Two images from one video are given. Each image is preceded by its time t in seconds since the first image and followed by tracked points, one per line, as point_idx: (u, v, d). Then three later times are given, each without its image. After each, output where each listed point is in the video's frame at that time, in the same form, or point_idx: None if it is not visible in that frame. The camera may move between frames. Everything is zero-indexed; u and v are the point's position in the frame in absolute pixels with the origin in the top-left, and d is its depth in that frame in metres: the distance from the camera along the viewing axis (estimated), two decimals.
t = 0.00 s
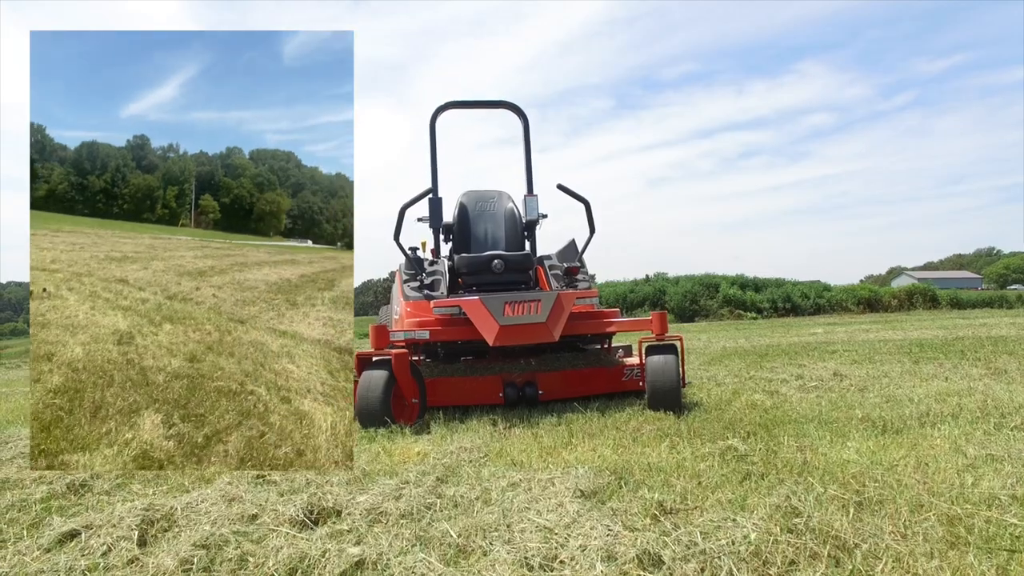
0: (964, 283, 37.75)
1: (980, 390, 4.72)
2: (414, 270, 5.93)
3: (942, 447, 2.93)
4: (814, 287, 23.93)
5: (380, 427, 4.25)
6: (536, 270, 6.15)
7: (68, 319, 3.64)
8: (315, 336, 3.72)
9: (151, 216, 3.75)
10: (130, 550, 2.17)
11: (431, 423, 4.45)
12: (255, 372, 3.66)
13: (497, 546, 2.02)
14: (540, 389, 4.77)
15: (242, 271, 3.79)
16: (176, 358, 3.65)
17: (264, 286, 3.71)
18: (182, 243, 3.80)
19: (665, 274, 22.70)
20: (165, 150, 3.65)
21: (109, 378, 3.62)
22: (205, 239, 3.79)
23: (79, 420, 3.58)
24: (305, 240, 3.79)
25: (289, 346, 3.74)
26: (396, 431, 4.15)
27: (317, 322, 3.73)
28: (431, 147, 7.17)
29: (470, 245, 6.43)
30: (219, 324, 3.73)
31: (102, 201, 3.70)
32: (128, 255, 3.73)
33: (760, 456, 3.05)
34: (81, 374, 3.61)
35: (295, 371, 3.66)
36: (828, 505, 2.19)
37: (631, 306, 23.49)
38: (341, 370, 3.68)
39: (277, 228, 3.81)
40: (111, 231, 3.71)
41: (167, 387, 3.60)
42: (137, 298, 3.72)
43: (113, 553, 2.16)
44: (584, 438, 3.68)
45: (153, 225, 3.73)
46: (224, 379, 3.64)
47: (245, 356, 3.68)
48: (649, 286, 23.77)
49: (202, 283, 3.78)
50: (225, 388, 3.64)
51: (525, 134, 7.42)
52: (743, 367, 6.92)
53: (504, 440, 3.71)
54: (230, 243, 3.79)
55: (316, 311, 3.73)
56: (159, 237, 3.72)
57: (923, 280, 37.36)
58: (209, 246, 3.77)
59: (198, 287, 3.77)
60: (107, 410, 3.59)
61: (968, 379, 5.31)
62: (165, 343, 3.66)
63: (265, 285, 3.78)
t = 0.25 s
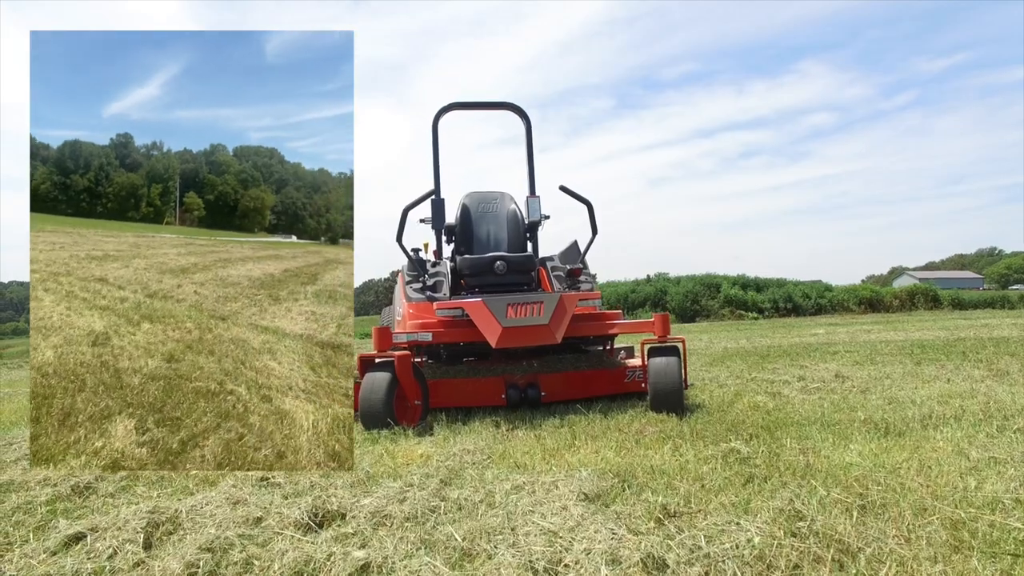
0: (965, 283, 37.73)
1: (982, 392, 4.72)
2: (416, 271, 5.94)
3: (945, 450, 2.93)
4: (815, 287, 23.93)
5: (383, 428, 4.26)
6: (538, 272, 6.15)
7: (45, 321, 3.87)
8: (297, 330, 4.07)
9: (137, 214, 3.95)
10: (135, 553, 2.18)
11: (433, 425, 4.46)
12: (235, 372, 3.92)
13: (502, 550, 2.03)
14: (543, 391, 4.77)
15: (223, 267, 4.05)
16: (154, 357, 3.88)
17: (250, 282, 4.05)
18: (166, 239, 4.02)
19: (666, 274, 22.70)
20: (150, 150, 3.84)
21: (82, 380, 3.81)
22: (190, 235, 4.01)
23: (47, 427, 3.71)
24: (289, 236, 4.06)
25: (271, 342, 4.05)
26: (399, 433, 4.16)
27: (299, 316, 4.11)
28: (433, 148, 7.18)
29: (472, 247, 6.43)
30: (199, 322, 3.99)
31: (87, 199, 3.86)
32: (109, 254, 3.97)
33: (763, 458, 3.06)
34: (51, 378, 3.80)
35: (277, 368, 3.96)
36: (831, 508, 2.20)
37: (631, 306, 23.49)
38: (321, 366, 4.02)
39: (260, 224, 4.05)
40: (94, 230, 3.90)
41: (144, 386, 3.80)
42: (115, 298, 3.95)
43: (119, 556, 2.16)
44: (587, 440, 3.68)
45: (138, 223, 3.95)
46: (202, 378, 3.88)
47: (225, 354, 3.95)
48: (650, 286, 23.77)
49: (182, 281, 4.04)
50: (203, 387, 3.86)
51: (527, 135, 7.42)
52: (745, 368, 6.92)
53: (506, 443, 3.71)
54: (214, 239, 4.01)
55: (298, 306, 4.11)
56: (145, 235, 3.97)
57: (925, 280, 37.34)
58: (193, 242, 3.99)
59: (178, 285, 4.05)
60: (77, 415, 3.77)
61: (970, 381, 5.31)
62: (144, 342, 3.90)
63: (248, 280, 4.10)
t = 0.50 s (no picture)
0: (963, 283, 37.76)
1: (981, 393, 4.71)
2: (415, 272, 5.94)
3: (944, 452, 2.92)
4: (814, 287, 23.93)
5: (381, 430, 4.26)
6: (537, 272, 6.15)
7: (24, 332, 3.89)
8: (276, 333, 4.09)
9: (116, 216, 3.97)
10: (132, 557, 2.17)
11: (432, 426, 4.46)
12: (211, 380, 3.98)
13: (500, 554, 2.02)
14: (541, 392, 4.77)
15: (202, 269, 4.08)
16: (126, 368, 3.90)
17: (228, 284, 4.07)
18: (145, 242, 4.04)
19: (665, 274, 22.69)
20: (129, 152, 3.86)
21: (47, 396, 3.80)
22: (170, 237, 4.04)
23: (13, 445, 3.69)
24: (269, 235, 4.10)
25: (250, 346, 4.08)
26: (398, 435, 4.16)
27: (279, 318, 4.12)
28: (432, 147, 7.17)
29: (471, 247, 6.43)
30: (176, 327, 4.02)
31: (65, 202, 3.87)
32: (85, 258, 3.94)
33: (762, 460, 3.05)
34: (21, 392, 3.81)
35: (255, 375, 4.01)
36: (831, 511, 2.19)
37: (630, 306, 23.48)
38: (301, 370, 4.06)
39: (240, 223, 4.10)
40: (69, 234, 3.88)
41: (113, 401, 3.82)
42: (87, 305, 3.94)
43: (115, 561, 2.16)
44: (586, 442, 3.68)
45: (116, 226, 3.95)
46: (176, 390, 3.91)
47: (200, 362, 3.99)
48: (649, 286, 23.77)
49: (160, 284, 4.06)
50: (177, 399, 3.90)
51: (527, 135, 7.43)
52: (744, 368, 6.91)
53: (508, 445, 3.70)
54: (194, 240, 4.05)
55: (277, 307, 4.11)
56: (123, 237, 3.97)
57: (923, 280, 37.36)
58: (173, 244, 4.03)
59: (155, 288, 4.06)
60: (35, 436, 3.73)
61: (969, 381, 5.30)
62: (116, 353, 3.91)
63: (226, 282, 4.11)
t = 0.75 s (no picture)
0: (961, 283, 37.77)
1: (981, 397, 4.69)
2: (411, 274, 5.91)
3: (945, 459, 2.90)
4: (812, 287, 23.91)
5: (377, 434, 4.23)
6: (535, 274, 6.11)
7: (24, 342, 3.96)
8: (260, 341, 4.05)
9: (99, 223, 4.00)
10: (121, 568, 2.14)
11: (428, 430, 4.43)
12: (191, 395, 3.95)
13: (495, 565, 1.99)
14: (539, 396, 4.73)
15: (186, 274, 4.10)
16: (107, 383, 3.93)
17: (211, 289, 4.05)
18: (129, 248, 4.07)
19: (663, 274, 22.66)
20: (112, 157, 3.91)
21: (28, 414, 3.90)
22: (154, 242, 4.07)
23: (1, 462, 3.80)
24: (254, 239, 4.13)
25: (235, 355, 4.05)
26: (394, 439, 4.12)
27: (263, 324, 4.09)
28: (430, 148, 7.14)
29: (468, 249, 6.39)
30: (157, 337, 4.03)
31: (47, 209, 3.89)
32: (65, 267, 3.96)
33: (760, 467, 3.02)
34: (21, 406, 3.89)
35: (239, 387, 3.99)
36: (831, 521, 2.16)
37: (629, 306, 23.46)
38: (287, 380, 4.02)
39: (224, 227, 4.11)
40: (52, 241, 3.91)
41: (88, 421, 3.88)
42: (65, 317, 3.96)
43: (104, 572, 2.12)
44: (583, 446, 3.64)
45: (102, 232, 4.02)
46: (156, 407, 3.91)
47: (180, 375, 3.96)
48: (647, 286, 23.75)
49: (142, 292, 4.07)
50: (157, 415, 3.91)
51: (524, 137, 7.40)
52: (742, 371, 6.89)
53: (505, 450, 3.66)
54: (178, 245, 4.08)
55: (261, 313, 4.09)
56: (108, 244, 4.03)
57: (921, 280, 37.38)
58: (157, 249, 4.06)
59: (137, 296, 4.06)
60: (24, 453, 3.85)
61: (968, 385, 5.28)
62: (94, 368, 3.94)
63: (210, 288, 4.11)
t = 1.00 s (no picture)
0: (965, 283, 37.66)
1: (985, 400, 4.65)
2: (411, 276, 5.87)
3: (950, 465, 2.86)
4: (815, 287, 23.84)
5: (376, 438, 4.20)
6: (536, 275, 6.08)
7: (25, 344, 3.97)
8: (244, 348, 4.06)
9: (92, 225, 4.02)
10: None
11: (428, 434, 4.40)
12: (168, 407, 3.97)
13: None
14: (539, 399, 4.70)
15: (174, 279, 4.11)
16: (84, 393, 3.93)
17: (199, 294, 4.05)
18: (119, 251, 4.07)
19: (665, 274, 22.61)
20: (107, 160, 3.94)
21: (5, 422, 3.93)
22: (147, 245, 4.11)
23: None
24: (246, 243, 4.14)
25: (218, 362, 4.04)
26: (393, 443, 4.09)
27: (249, 330, 4.10)
28: (430, 148, 7.10)
29: (468, 250, 6.36)
30: (137, 343, 4.01)
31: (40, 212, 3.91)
32: (49, 270, 3.95)
33: (762, 473, 2.98)
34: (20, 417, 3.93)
35: (219, 398, 3.99)
36: (835, 531, 2.12)
37: (631, 306, 23.41)
38: (270, 391, 4.02)
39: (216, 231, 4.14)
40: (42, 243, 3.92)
41: (54, 435, 3.86)
42: (42, 323, 3.95)
43: None
44: (584, 451, 3.61)
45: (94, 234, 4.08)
46: (133, 418, 3.92)
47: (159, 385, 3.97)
48: (649, 286, 23.71)
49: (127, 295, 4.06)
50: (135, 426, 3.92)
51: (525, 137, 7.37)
52: (744, 373, 6.85)
53: (505, 455, 3.62)
54: (170, 249, 4.10)
55: (248, 319, 4.10)
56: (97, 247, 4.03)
57: (924, 279, 37.27)
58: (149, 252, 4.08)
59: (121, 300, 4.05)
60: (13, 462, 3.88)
61: (972, 388, 5.23)
62: (67, 378, 3.93)
63: (198, 292, 4.10)
